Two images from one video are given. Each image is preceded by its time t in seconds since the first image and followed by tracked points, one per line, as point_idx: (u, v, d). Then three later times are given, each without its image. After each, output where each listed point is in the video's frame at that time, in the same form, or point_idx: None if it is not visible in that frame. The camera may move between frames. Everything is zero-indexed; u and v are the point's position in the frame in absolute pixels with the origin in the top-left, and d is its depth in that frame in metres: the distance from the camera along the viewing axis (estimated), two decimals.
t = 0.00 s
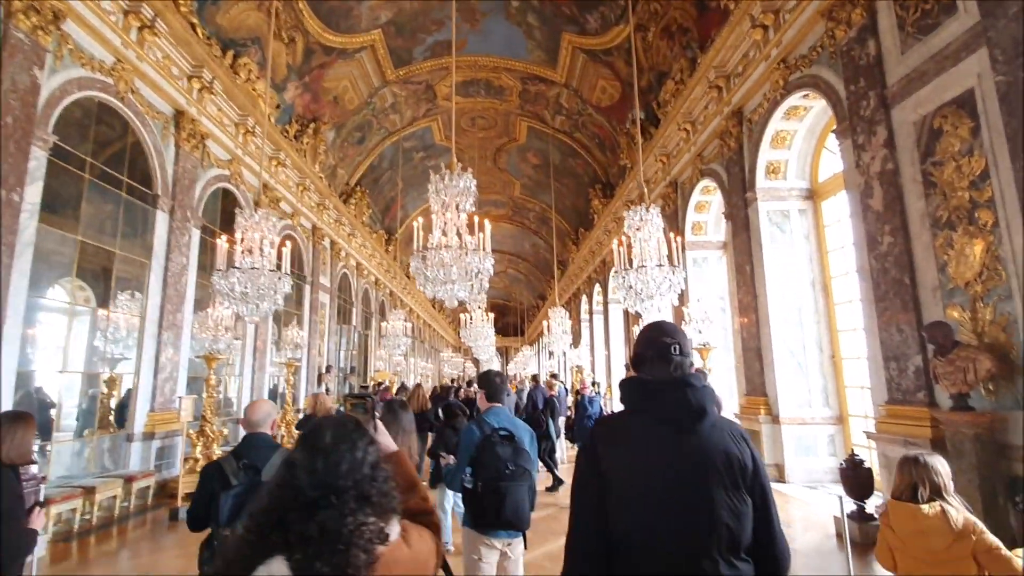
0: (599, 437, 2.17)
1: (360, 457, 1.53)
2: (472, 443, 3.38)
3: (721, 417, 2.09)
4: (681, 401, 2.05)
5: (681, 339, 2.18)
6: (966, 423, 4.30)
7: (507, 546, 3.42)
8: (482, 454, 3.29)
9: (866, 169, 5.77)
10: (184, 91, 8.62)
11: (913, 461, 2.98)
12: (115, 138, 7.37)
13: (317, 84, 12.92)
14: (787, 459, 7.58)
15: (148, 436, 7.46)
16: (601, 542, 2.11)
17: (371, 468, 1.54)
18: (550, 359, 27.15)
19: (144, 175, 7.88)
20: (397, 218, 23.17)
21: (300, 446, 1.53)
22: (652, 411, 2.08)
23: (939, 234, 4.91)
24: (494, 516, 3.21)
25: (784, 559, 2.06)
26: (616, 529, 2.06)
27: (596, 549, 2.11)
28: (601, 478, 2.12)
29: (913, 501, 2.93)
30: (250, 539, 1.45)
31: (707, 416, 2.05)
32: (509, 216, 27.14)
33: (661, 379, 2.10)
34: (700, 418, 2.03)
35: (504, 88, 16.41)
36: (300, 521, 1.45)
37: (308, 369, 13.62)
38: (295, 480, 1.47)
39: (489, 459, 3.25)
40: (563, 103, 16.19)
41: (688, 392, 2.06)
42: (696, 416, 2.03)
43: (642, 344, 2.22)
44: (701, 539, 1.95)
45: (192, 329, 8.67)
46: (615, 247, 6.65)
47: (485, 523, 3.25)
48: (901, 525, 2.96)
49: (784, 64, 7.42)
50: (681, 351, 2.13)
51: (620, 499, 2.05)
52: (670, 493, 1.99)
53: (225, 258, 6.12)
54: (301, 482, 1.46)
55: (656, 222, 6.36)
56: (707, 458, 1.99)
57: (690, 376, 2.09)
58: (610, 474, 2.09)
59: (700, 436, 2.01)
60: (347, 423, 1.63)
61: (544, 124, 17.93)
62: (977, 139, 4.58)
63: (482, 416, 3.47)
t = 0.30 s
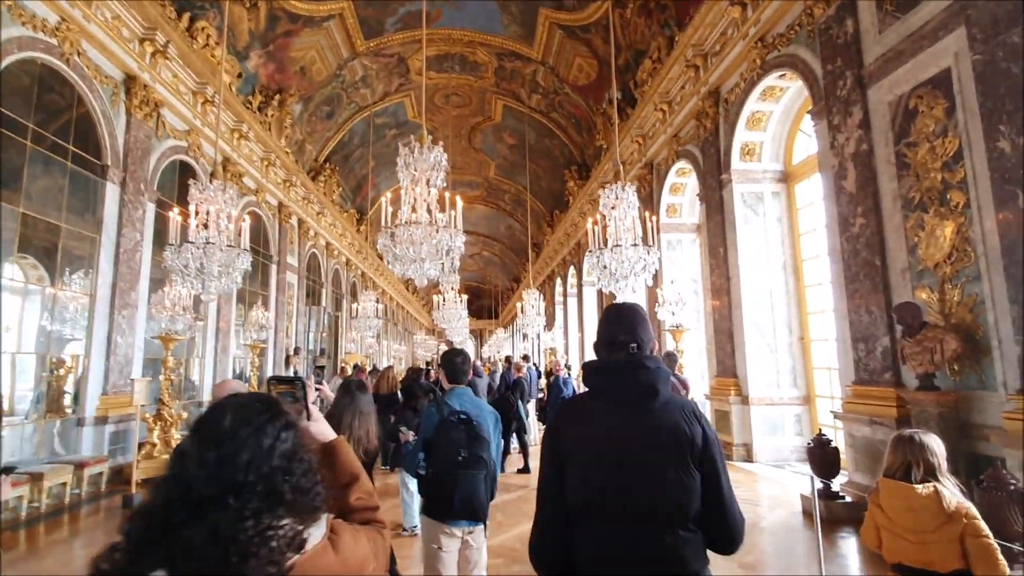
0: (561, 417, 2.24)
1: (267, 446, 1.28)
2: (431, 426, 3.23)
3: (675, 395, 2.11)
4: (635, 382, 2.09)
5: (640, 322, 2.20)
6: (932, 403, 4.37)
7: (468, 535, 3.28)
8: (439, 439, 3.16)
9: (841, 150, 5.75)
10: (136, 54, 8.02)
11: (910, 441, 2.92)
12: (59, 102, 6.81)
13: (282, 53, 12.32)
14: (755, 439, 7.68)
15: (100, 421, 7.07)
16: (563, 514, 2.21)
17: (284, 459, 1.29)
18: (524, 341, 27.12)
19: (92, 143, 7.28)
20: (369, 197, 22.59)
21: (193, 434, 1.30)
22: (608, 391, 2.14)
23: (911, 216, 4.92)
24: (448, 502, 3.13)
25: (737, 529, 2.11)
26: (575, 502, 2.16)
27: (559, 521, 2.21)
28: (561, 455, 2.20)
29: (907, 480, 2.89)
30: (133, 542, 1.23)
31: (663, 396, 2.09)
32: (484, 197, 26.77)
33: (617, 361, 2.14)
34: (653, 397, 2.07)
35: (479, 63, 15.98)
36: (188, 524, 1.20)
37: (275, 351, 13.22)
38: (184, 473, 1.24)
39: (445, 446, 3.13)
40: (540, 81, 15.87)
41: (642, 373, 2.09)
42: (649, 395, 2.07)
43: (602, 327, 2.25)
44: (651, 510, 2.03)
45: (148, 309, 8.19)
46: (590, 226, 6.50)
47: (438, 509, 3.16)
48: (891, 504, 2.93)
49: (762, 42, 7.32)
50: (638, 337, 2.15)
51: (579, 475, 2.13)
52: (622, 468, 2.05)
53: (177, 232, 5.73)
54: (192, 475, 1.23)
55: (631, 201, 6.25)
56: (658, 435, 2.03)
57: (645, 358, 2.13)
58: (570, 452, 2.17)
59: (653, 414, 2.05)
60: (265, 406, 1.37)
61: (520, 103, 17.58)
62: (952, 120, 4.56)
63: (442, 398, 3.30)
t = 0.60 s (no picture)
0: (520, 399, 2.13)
1: (134, 472, 0.90)
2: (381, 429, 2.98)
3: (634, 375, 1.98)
4: (593, 362, 1.97)
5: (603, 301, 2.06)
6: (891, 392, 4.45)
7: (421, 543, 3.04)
8: (391, 442, 2.92)
9: (806, 142, 5.78)
10: (73, 26, 7.29)
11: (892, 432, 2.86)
12: None
13: (235, 30, 11.66)
14: (718, 429, 7.76)
15: (32, 420, 6.46)
16: (523, 498, 2.11)
17: (160, 487, 0.92)
18: (491, 334, 26.97)
19: (22, 120, 6.62)
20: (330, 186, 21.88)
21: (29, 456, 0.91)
22: (565, 371, 2.02)
23: (873, 208, 4.98)
24: (401, 508, 2.90)
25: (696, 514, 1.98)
26: (535, 486, 2.06)
27: (519, 506, 2.11)
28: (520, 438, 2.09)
29: (881, 470, 2.86)
30: None
31: (624, 381, 1.96)
32: (449, 188, 26.37)
33: (579, 341, 2.02)
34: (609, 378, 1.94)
35: (445, 50, 15.59)
36: None
37: (230, 344, 12.64)
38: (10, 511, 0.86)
39: (396, 449, 2.90)
40: (507, 69, 15.61)
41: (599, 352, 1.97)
42: (608, 376, 1.95)
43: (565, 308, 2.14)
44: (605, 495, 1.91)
45: (87, 301, 7.58)
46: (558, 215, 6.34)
47: (391, 516, 2.92)
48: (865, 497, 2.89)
49: (729, 34, 7.32)
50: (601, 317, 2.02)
51: (537, 459, 2.02)
52: (577, 452, 1.93)
53: (114, 215, 5.28)
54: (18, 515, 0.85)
55: (599, 190, 6.15)
56: (613, 416, 1.91)
57: (608, 339, 2.00)
58: (527, 435, 2.06)
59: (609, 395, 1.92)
60: (146, 413, 1.00)
61: (487, 91, 17.29)
62: (915, 112, 4.62)
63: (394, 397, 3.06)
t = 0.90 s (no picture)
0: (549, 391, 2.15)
1: None
2: (346, 427, 2.32)
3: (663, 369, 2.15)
4: (627, 355, 2.08)
5: (637, 300, 2.20)
6: (898, 383, 4.30)
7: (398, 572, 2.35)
8: (355, 443, 2.27)
9: (809, 126, 5.60)
10: (52, 7, 7.00)
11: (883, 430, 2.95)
12: None
13: (224, 15, 11.39)
14: (717, 421, 7.63)
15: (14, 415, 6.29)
16: (549, 491, 2.09)
17: None
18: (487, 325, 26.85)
19: None
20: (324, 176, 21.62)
21: None
22: (600, 363, 2.08)
23: (880, 193, 4.81)
24: (360, 527, 2.26)
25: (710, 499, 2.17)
26: (564, 478, 2.08)
27: (545, 497, 2.10)
28: (551, 430, 2.10)
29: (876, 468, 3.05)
30: None
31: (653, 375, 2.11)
32: (446, 179, 26.11)
33: (615, 335, 2.10)
34: (646, 371, 2.07)
35: (440, 36, 15.31)
36: None
37: (221, 337, 12.46)
38: None
39: (359, 451, 2.24)
40: (503, 57, 15.35)
41: (638, 346, 2.08)
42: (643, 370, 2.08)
43: (596, 302, 2.21)
44: (641, 482, 2.00)
45: (71, 292, 7.39)
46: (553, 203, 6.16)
47: (352, 535, 2.28)
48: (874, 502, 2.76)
49: (731, 16, 7.12)
50: (637, 315, 2.15)
51: (571, 449, 2.05)
52: (616, 441, 2.00)
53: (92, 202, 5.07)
54: None
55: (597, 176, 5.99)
56: (650, 406, 2.03)
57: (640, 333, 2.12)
58: (561, 426, 2.08)
59: (644, 387, 2.05)
60: None
61: (483, 80, 17.04)
62: (924, 94, 4.44)
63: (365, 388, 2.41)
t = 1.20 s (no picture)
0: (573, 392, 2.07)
1: None
2: (311, 441, 2.13)
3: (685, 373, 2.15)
4: (656, 357, 2.04)
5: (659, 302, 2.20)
6: (914, 389, 4.09)
7: None
8: (320, 457, 2.05)
9: (821, 121, 5.39)
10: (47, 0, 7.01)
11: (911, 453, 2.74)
12: None
13: (226, 12, 11.34)
14: (724, 426, 7.42)
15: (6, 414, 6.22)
16: (570, 493, 2.02)
17: None
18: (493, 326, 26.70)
19: None
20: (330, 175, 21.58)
21: None
22: (626, 365, 2.03)
23: (895, 190, 4.59)
24: (327, 554, 2.02)
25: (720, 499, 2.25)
26: (588, 480, 2.01)
27: (566, 499, 2.02)
28: (576, 431, 2.02)
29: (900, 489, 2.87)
30: None
31: (678, 379, 2.08)
32: (451, 179, 26.00)
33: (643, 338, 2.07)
34: (675, 375, 2.05)
35: (444, 34, 15.19)
36: None
37: (222, 336, 12.40)
38: None
39: (325, 465, 2.02)
40: (508, 54, 15.20)
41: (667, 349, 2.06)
42: (671, 373, 2.04)
43: (616, 303, 2.19)
44: (668, 487, 1.97)
45: (66, 290, 7.33)
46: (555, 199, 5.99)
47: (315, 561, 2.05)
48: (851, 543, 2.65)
49: (739, 9, 6.92)
50: (660, 317, 2.15)
51: (596, 451, 1.99)
52: (645, 445, 1.96)
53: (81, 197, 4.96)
54: None
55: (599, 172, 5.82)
56: (678, 409, 2.03)
57: (665, 336, 2.10)
58: (587, 428, 2.01)
59: (672, 390, 2.04)
60: None
61: (488, 77, 16.89)
62: (942, 86, 4.23)
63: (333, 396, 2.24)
